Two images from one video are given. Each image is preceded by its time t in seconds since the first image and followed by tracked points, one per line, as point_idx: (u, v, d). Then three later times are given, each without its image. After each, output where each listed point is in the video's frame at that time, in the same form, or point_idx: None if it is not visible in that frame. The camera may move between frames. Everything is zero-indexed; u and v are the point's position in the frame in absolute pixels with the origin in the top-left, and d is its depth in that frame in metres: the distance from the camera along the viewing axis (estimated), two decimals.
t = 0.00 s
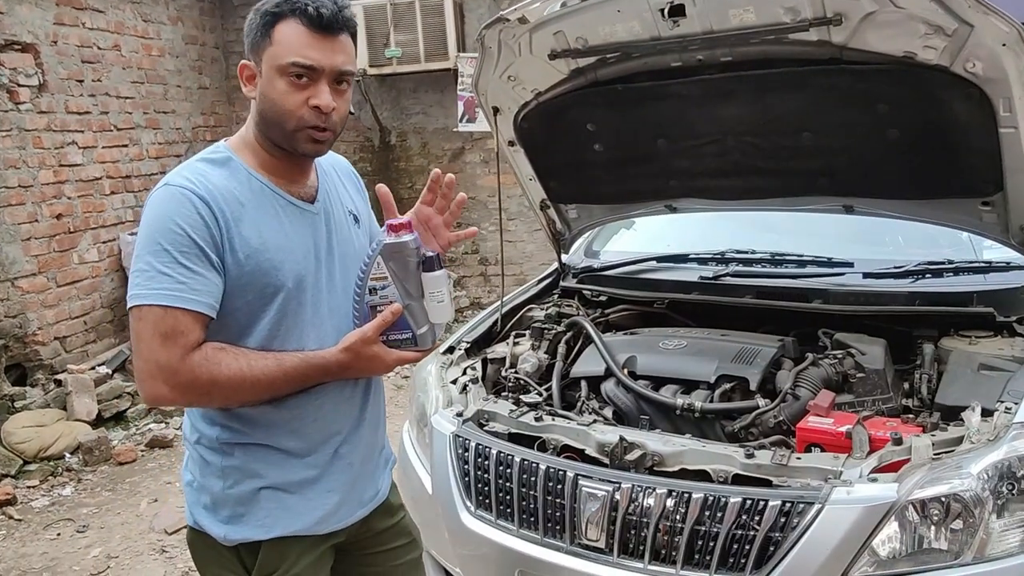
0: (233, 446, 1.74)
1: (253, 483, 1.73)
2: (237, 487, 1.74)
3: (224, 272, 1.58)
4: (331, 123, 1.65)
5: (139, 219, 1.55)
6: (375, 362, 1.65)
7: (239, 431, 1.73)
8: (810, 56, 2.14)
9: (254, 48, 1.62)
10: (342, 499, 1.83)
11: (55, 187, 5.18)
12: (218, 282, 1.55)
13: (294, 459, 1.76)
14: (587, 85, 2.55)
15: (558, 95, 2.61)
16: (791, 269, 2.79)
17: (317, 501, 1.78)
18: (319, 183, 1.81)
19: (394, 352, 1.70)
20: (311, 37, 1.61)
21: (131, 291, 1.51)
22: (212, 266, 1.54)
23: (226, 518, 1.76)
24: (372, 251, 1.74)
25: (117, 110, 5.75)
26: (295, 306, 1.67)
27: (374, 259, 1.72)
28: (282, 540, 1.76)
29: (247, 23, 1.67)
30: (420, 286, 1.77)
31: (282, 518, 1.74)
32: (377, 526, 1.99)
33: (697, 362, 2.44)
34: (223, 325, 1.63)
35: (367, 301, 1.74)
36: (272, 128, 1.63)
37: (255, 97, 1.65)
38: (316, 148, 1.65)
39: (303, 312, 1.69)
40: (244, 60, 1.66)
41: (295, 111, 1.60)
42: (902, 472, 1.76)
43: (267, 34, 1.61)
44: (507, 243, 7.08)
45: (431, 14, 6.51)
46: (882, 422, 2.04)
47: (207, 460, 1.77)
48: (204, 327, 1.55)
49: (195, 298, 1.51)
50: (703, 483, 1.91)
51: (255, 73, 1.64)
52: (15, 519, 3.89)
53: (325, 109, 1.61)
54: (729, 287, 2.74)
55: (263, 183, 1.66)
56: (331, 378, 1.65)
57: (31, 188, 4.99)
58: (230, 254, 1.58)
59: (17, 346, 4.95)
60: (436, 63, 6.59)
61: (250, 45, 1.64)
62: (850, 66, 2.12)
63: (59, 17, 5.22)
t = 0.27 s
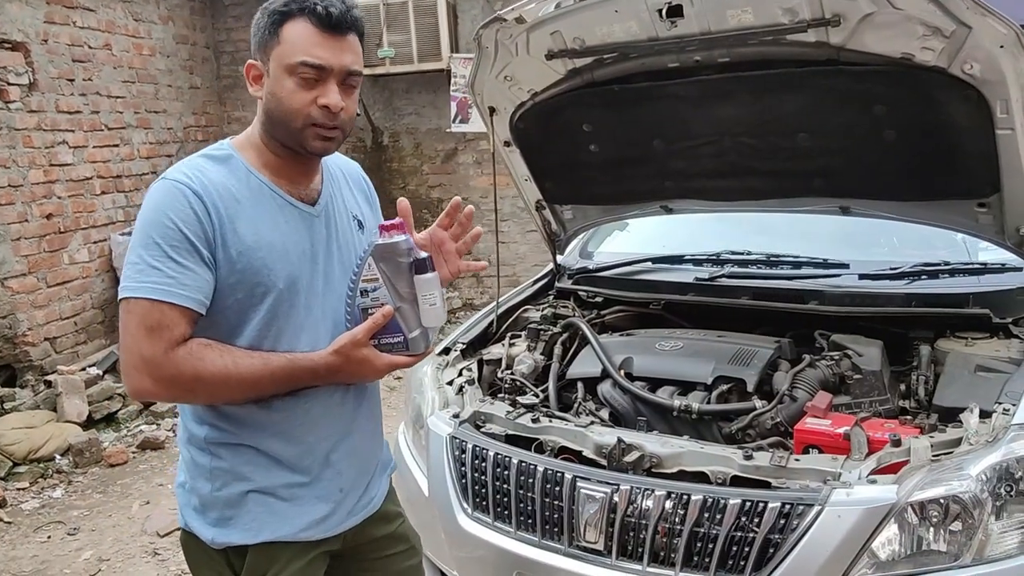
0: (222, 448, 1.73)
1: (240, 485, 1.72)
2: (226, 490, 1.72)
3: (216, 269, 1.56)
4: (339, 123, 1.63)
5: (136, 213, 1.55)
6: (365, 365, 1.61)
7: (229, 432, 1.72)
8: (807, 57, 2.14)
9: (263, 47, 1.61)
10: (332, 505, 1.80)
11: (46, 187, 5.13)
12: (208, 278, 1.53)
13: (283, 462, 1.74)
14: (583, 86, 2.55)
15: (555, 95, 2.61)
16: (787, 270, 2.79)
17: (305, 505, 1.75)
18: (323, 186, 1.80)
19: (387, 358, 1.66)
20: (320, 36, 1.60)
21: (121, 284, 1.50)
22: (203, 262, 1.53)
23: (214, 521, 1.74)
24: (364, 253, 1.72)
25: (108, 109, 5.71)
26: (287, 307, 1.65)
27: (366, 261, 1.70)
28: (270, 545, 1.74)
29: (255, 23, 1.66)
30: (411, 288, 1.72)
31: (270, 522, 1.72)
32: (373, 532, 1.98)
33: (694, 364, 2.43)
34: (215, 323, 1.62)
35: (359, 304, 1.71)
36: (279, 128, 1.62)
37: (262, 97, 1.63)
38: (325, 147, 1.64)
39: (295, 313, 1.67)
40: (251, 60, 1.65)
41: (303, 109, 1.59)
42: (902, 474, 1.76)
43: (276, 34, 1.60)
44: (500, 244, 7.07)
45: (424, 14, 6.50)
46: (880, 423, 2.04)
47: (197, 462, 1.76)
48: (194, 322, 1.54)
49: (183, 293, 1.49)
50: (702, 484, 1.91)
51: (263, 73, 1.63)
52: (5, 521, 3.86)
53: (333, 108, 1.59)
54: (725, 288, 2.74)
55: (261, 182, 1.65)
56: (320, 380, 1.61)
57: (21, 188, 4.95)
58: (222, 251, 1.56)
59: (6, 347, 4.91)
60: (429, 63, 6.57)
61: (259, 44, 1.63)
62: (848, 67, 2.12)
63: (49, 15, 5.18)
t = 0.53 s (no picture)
0: (230, 453, 1.72)
1: (247, 490, 1.71)
2: (233, 495, 1.72)
3: (220, 281, 1.56)
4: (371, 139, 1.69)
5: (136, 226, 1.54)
6: (371, 373, 1.62)
7: (236, 438, 1.71)
8: (806, 62, 2.16)
9: (313, 58, 1.58)
10: (340, 508, 1.80)
11: (39, 190, 5.11)
12: (214, 291, 1.53)
13: (290, 467, 1.73)
14: (582, 90, 2.55)
15: (553, 99, 2.61)
16: (784, 274, 2.80)
17: (314, 509, 1.75)
18: (322, 192, 1.80)
19: (394, 364, 1.66)
20: (365, 55, 1.63)
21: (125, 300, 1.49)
22: (207, 275, 1.53)
23: (221, 525, 1.74)
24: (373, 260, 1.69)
25: (102, 111, 5.70)
26: (291, 316, 1.65)
27: (374, 269, 1.68)
28: (279, 550, 1.73)
29: (291, 29, 1.60)
30: (420, 297, 1.69)
31: (278, 527, 1.72)
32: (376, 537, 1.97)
33: (693, 367, 2.44)
34: (219, 335, 1.61)
35: (367, 311, 1.70)
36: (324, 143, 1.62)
37: (304, 109, 1.60)
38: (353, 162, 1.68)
39: (300, 321, 1.67)
40: (288, 68, 1.58)
41: (355, 126, 1.61)
42: (901, 477, 1.77)
43: (327, 48, 1.58)
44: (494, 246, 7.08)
45: (418, 17, 6.51)
46: (878, 426, 2.05)
47: (205, 467, 1.75)
48: (199, 335, 1.53)
49: (189, 307, 1.49)
50: (704, 488, 1.91)
51: (306, 85, 1.58)
52: None
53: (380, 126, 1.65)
54: (723, 292, 2.75)
55: (266, 191, 1.65)
56: (326, 388, 1.62)
57: (15, 191, 4.93)
58: (225, 263, 1.56)
59: None
60: (423, 66, 6.57)
61: (303, 53, 1.58)
62: (846, 72, 2.14)
63: (43, 17, 5.16)
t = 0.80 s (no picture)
0: (241, 454, 1.71)
1: (263, 487, 1.71)
2: (248, 493, 1.71)
3: (224, 290, 1.55)
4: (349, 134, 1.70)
5: (130, 244, 1.51)
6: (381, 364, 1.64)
7: (247, 438, 1.70)
8: (799, 63, 2.16)
9: (296, 56, 1.57)
10: (351, 495, 1.83)
11: (33, 191, 5.10)
12: (221, 301, 1.53)
13: (304, 459, 1.74)
14: (576, 91, 2.55)
15: (547, 100, 2.61)
16: (777, 275, 2.80)
17: (327, 498, 1.77)
18: (302, 189, 1.79)
19: (398, 350, 1.64)
20: (343, 50, 1.64)
21: (132, 321, 1.47)
22: (214, 286, 1.52)
23: (236, 524, 1.73)
24: (372, 252, 1.66)
25: (96, 112, 5.69)
26: (294, 318, 1.65)
27: (374, 260, 1.64)
28: (295, 542, 1.74)
29: (269, 26, 1.58)
30: (422, 284, 1.66)
31: (296, 519, 1.73)
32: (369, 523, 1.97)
33: (687, 368, 2.44)
34: (225, 344, 1.61)
35: (369, 303, 1.68)
36: (307, 140, 1.62)
37: (288, 108, 1.59)
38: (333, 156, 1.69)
39: (302, 322, 1.67)
40: (271, 68, 1.57)
41: (337, 123, 1.63)
42: (893, 478, 1.77)
43: (308, 45, 1.58)
44: (489, 247, 7.08)
45: (413, 18, 6.51)
46: (871, 428, 2.05)
47: (214, 468, 1.74)
48: (214, 347, 1.53)
49: (203, 321, 1.49)
50: (696, 489, 1.91)
51: (290, 84, 1.58)
52: None
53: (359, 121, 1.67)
54: (716, 293, 2.75)
55: (253, 193, 1.64)
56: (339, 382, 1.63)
57: (8, 192, 4.92)
58: (229, 272, 1.56)
59: None
60: (418, 66, 6.57)
61: (286, 51, 1.57)
62: (839, 73, 2.14)
63: (37, 18, 5.15)
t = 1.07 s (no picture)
0: (242, 448, 1.70)
1: (265, 480, 1.71)
2: (249, 486, 1.71)
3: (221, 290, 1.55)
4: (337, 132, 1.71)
5: (124, 249, 1.49)
6: (378, 355, 1.65)
7: (248, 432, 1.69)
8: (789, 63, 2.16)
9: (284, 55, 1.56)
10: (349, 486, 1.83)
11: (24, 189, 5.07)
12: (221, 301, 1.52)
13: (304, 452, 1.74)
14: (567, 90, 2.55)
15: (539, 99, 2.61)
16: (769, 275, 2.80)
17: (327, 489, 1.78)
18: (288, 186, 1.79)
19: (393, 340, 1.69)
20: (331, 49, 1.63)
21: (134, 326, 1.45)
22: (213, 286, 1.52)
23: (237, 517, 1.72)
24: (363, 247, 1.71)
25: (88, 110, 5.66)
26: (291, 315, 1.65)
27: (367, 255, 1.70)
28: (295, 532, 1.75)
29: (258, 26, 1.56)
30: (412, 274, 1.74)
31: (297, 511, 1.73)
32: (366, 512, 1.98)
33: (678, 369, 2.44)
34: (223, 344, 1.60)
35: (361, 297, 1.73)
36: (296, 139, 1.62)
37: (277, 109, 1.58)
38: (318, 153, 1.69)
39: (298, 319, 1.67)
40: (261, 68, 1.56)
41: (326, 122, 1.63)
42: (883, 478, 1.77)
43: (296, 45, 1.57)
44: (483, 247, 7.07)
45: (407, 17, 6.50)
46: (861, 428, 2.05)
47: (214, 462, 1.73)
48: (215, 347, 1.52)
49: (206, 321, 1.48)
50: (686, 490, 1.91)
51: (280, 84, 1.57)
52: None
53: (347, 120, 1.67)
54: (708, 292, 2.75)
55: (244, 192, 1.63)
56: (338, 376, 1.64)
57: None
58: (227, 272, 1.55)
59: None
60: (412, 65, 6.56)
61: (274, 50, 1.55)
62: (830, 73, 2.14)
63: (28, 15, 5.12)
